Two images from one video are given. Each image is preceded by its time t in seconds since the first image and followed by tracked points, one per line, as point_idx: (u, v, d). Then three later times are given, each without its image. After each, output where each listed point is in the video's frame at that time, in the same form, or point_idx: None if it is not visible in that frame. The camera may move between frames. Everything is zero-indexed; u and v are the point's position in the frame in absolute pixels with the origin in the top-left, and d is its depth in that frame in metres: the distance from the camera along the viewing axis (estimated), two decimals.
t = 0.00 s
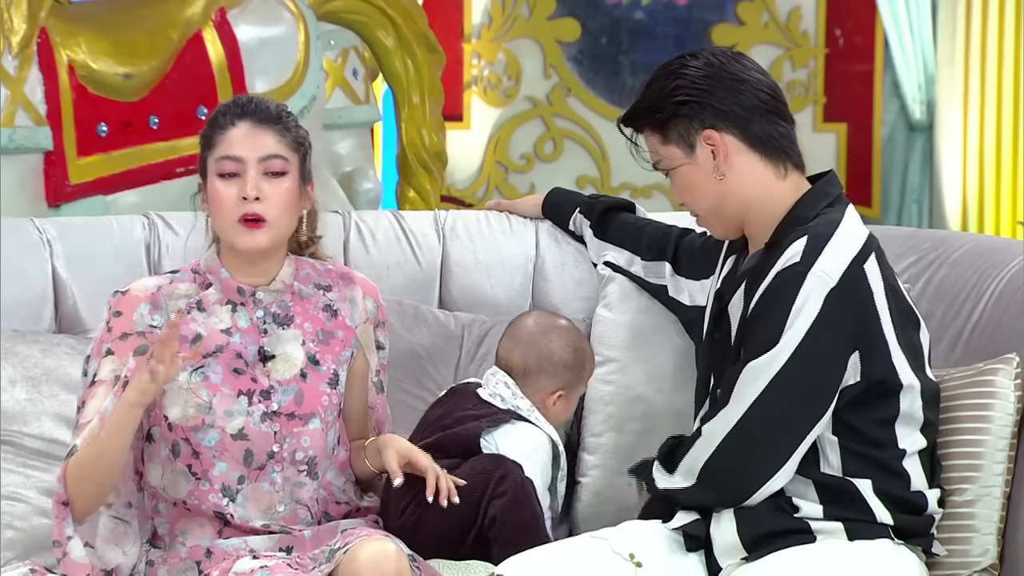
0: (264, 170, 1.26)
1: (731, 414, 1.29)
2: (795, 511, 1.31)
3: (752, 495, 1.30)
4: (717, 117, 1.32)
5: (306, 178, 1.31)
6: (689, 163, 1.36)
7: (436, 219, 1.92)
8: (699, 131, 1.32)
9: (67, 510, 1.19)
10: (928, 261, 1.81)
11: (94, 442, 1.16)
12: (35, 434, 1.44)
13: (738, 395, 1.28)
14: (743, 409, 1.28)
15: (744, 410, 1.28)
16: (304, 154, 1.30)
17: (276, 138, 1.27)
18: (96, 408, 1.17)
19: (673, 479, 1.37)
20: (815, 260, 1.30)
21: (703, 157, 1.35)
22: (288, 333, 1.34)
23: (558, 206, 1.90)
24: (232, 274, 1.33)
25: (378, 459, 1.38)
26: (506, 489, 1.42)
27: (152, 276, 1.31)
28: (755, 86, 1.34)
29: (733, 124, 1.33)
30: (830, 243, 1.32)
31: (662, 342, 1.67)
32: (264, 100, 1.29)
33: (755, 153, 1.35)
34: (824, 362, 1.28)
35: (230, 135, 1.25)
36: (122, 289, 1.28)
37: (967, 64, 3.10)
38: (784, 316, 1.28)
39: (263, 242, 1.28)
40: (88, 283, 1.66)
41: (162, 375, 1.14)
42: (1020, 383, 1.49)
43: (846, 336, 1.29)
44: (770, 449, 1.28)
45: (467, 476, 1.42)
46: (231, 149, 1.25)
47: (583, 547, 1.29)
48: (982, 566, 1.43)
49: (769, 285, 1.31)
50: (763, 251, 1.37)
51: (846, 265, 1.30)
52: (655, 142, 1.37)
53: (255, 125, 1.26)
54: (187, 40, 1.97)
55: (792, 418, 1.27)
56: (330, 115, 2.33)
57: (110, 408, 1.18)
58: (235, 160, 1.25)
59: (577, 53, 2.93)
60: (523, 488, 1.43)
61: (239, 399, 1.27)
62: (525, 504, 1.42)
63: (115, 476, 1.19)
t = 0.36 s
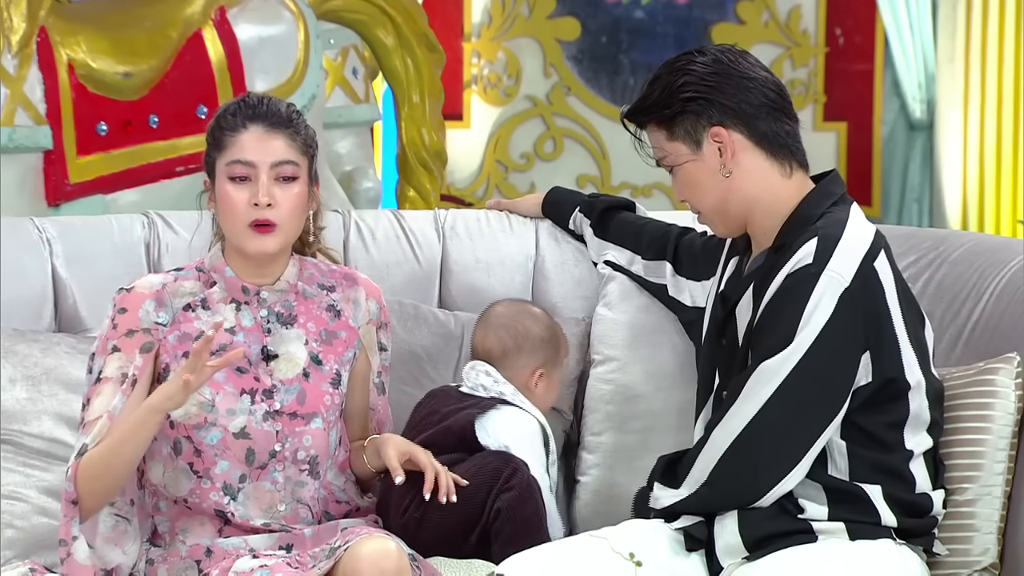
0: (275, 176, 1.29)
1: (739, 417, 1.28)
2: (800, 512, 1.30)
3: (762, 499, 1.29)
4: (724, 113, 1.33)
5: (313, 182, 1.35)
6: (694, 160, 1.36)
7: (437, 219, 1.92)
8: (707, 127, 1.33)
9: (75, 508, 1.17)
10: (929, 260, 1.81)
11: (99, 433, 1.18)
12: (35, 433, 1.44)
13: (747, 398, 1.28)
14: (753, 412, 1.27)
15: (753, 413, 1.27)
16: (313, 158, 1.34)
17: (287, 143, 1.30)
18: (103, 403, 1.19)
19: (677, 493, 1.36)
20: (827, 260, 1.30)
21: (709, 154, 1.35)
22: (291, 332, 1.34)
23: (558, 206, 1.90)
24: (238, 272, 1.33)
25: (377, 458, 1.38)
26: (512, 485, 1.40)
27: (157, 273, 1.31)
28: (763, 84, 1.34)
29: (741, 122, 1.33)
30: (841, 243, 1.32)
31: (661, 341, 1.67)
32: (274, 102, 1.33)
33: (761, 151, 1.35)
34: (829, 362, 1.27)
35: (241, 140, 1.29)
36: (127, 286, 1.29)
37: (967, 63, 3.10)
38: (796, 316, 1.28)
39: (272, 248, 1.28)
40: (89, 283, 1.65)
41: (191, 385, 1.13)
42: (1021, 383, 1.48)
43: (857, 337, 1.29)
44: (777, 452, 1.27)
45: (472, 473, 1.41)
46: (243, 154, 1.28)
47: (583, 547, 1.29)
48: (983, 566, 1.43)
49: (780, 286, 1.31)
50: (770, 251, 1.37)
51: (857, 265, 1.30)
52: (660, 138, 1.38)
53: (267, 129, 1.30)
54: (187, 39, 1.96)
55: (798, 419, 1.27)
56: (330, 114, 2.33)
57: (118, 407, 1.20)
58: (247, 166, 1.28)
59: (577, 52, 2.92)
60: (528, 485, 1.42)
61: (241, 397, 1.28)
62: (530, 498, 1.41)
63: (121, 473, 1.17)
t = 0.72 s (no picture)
0: (275, 179, 1.28)
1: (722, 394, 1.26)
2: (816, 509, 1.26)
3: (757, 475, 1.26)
4: (708, 99, 1.30)
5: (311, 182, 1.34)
6: (679, 147, 1.33)
7: (436, 218, 1.93)
8: (690, 114, 1.30)
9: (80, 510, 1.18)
10: (929, 259, 1.81)
11: (104, 435, 1.18)
12: (35, 433, 1.44)
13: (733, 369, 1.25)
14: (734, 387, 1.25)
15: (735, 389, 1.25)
16: (309, 161, 1.33)
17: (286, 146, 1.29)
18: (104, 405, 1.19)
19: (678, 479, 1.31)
20: (812, 222, 1.27)
21: (693, 141, 1.32)
22: (293, 329, 1.34)
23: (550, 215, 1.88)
24: (236, 270, 1.33)
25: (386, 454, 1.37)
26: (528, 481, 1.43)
27: (157, 272, 1.31)
28: (745, 68, 1.31)
29: (724, 106, 1.30)
30: (826, 205, 1.28)
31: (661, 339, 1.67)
32: (273, 101, 1.32)
33: (746, 135, 1.32)
34: (817, 336, 1.23)
35: (241, 144, 1.28)
36: (127, 285, 1.28)
37: (967, 63, 3.09)
38: (782, 279, 1.25)
39: (274, 249, 1.29)
40: (89, 282, 1.65)
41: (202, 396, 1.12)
42: None
43: (843, 301, 1.25)
44: (762, 428, 1.24)
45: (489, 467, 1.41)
46: (243, 157, 1.27)
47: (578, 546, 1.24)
48: (986, 567, 1.43)
49: (767, 252, 1.28)
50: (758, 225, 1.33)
51: (843, 226, 1.26)
52: (644, 127, 1.35)
53: (266, 132, 1.29)
54: (187, 38, 1.97)
55: (784, 397, 1.23)
56: (330, 113, 2.33)
57: (119, 407, 1.20)
58: (247, 169, 1.27)
59: (577, 51, 2.93)
60: (541, 484, 1.43)
61: (243, 395, 1.28)
62: (539, 498, 1.42)
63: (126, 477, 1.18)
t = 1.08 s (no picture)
0: (265, 178, 1.27)
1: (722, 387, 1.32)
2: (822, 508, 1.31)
3: (753, 465, 1.31)
4: (721, 103, 1.33)
5: (305, 179, 1.33)
6: (691, 151, 1.36)
7: (437, 219, 1.93)
8: (703, 118, 1.33)
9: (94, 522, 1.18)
10: (929, 260, 1.81)
11: (115, 443, 1.18)
12: (35, 434, 1.43)
13: (737, 357, 1.30)
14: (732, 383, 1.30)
15: (732, 385, 1.30)
16: (303, 156, 1.32)
17: (277, 144, 1.28)
18: (114, 410, 1.18)
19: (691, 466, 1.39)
20: (812, 225, 1.31)
21: (706, 144, 1.35)
22: (291, 330, 1.34)
23: (555, 214, 1.90)
24: (233, 271, 1.33)
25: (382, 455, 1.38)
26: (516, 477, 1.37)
27: (155, 274, 1.31)
28: (757, 72, 1.34)
29: (736, 110, 1.33)
30: (828, 207, 1.33)
31: (662, 339, 1.67)
32: (264, 101, 1.30)
33: (757, 139, 1.36)
34: (822, 330, 1.28)
35: (231, 143, 1.27)
36: (125, 289, 1.28)
37: (967, 64, 3.10)
38: (782, 272, 1.30)
39: (265, 250, 1.30)
40: (89, 283, 1.65)
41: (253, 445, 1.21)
42: None
43: (845, 302, 1.29)
44: (760, 420, 1.29)
45: (480, 479, 1.34)
46: (233, 157, 1.27)
47: (584, 548, 1.25)
48: (990, 568, 1.44)
49: (768, 251, 1.33)
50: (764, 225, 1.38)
51: (844, 230, 1.30)
52: (656, 130, 1.36)
53: (255, 130, 1.27)
54: (187, 39, 1.97)
55: (782, 394, 1.28)
56: (330, 114, 2.32)
57: (128, 412, 1.19)
58: (237, 169, 1.26)
59: (576, 52, 2.92)
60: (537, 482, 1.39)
61: (244, 396, 1.27)
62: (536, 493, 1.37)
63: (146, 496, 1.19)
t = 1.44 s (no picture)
0: (235, 176, 1.28)
1: (727, 412, 1.30)
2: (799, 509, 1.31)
3: (756, 493, 1.30)
4: (736, 109, 1.34)
5: (285, 180, 1.33)
6: (703, 154, 1.37)
7: (436, 219, 1.92)
8: (718, 122, 1.34)
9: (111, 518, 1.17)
10: (929, 260, 1.81)
11: (119, 441, 1.19)
12: (35, 435, 1.43)
13: (738, 386, 1.30)
14: (737, 409, 1.29)
15: (737, 412, 1.29)
16: (282, 156, 1.32)
17: (250, 143, 1.29)
18: (123, 410, 1.20)
19: (684, 487, 1.37)
20: (816, 252, 1.32)
21: (719, 149, 1.36)
22: (295, 329, 1.35)
23: (555, 209, 1.90)
24: (233, 271, 1.33)
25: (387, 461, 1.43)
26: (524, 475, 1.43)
27: (158, 273, 1.30)
28: (778, 83, 1.35)
29: (752, 119, 1.34)
30: (832, 235, 1.33)
31: (661, 341, 1.67)
32: (248, 100, 1.32)
33: (771, 150, 1.36)
34: (820, 357, 1.29)
35: (206, 143, 1.29)
36: (129, 288, 1.28)
37: (967, 64, 3.10)
38: (785, 303, 1.30)
39: (237, 251, 1.30)
40: (89, 284, 1.65)
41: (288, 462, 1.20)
42: (1020, 383, 1.51)
43: (846, 332, 1.30)
44: (763, 448, 1.29)
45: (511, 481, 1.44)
46: (205, 157, 1.29)
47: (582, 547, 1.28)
48: (984, 568, 1.46)
49: (769, 276, 1.33)
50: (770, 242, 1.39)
51: (847, 259, 1.32)
52: (672, 128, 1.39)
53: (227, 131, 1.29)
54: (187, 39, 1.97)
55: (784, 422, 1.28)
56: (330, 115, 2.33)
57: (137, 410, 1.20)
58: (206, 168, 1.28)
59: (576, 52, 2.93)
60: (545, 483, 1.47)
61: (246, 395, 1.29)
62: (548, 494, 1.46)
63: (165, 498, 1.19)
